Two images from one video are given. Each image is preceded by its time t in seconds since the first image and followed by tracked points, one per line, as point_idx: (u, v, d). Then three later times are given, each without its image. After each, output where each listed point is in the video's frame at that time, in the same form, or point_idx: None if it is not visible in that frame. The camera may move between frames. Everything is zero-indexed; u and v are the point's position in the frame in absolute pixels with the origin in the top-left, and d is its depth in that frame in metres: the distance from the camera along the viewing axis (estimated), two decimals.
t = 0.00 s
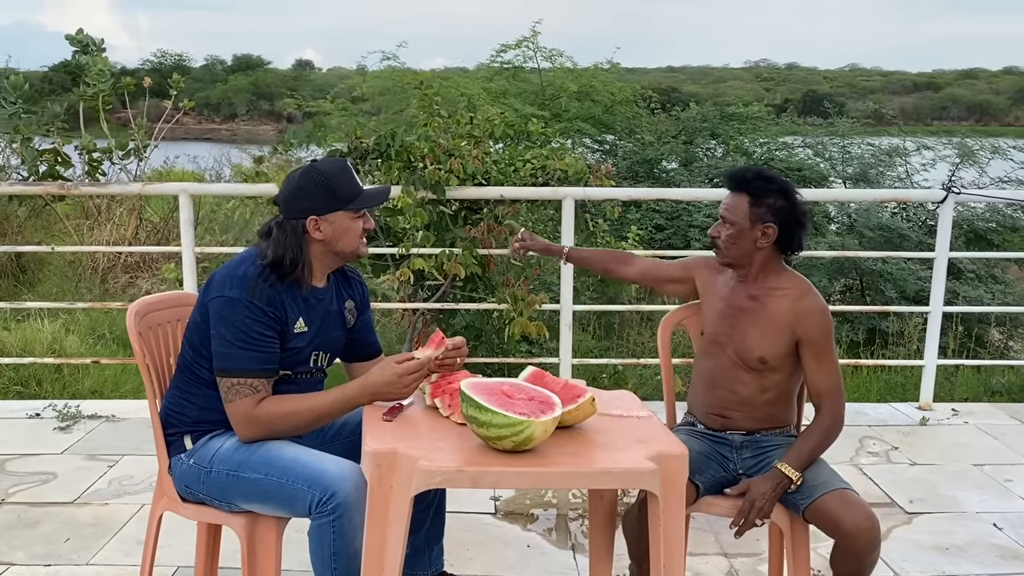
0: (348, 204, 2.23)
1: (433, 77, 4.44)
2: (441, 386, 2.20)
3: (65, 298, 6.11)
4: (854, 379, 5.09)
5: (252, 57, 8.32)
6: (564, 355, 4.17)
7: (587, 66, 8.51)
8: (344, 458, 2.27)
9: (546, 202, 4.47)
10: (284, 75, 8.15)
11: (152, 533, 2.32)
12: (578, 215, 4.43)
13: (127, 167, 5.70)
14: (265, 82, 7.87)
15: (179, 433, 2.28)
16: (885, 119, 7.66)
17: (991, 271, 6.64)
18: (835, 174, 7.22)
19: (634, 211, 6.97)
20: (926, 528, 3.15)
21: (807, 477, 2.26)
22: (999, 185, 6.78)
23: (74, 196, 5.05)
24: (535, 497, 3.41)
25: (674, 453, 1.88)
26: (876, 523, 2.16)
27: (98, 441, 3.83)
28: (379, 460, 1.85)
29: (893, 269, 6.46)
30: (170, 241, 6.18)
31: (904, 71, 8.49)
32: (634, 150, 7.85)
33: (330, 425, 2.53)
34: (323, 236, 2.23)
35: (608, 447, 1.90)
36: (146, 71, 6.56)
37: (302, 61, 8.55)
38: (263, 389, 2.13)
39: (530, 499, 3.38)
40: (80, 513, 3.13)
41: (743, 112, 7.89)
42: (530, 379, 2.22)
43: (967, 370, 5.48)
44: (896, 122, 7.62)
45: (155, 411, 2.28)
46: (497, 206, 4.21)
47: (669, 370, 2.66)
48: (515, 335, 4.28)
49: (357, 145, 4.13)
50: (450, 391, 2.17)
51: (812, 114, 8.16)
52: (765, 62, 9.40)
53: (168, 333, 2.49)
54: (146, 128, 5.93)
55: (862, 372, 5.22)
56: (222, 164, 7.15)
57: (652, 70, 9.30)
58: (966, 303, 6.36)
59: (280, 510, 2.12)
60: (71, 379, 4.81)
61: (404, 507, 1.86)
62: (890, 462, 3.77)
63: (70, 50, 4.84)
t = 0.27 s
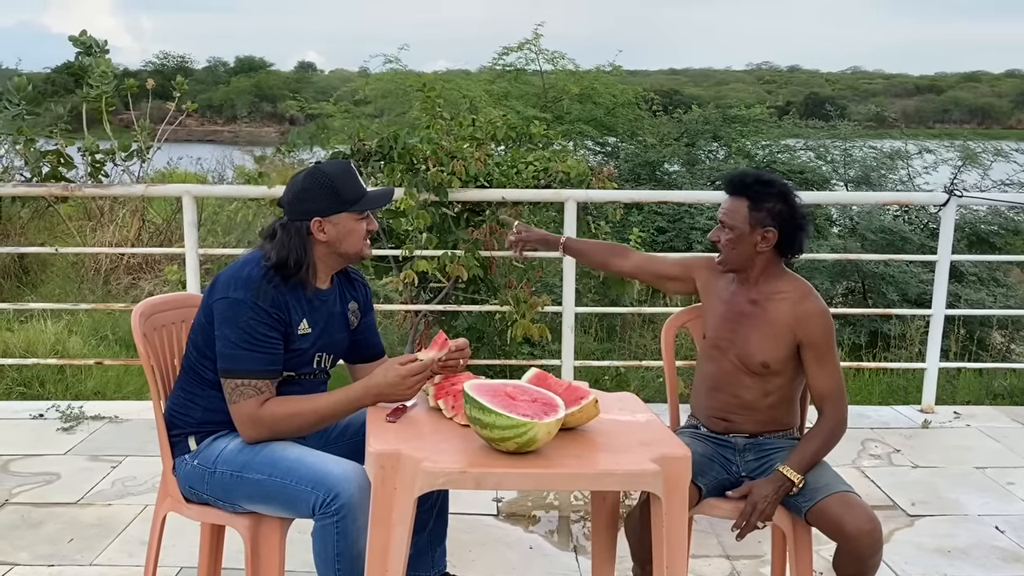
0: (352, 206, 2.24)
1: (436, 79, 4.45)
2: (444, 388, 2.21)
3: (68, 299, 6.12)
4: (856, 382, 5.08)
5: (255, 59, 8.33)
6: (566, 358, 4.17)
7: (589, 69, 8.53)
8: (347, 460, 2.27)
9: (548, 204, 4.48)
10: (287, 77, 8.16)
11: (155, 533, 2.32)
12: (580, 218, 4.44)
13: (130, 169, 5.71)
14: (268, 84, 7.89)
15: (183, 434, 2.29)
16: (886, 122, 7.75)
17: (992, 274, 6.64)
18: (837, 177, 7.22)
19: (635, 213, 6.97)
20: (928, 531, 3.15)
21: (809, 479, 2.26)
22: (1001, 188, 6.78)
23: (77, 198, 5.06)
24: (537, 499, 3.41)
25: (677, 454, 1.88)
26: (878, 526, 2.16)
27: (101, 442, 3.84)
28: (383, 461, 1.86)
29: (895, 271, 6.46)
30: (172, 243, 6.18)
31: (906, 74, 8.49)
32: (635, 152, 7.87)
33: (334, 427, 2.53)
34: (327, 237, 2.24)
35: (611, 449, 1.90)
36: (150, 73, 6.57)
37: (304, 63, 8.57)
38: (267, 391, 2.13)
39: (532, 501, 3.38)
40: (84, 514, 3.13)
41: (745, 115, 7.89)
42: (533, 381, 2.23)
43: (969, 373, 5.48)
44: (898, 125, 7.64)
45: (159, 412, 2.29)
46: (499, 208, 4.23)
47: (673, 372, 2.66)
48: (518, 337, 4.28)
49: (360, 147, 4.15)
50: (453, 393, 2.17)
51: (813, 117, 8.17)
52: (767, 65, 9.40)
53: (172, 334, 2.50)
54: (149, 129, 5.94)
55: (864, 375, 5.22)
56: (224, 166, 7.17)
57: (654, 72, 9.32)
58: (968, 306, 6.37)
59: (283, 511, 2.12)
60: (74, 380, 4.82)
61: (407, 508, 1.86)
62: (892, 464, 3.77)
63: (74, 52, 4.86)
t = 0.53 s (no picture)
0: (354, 207, 2.24)
1: (438, 79, 4.45)
2: (447, 389, 2.21)
3: (70, 300, 6.12)
4: (858, 384, 5.07)
5: (257, 60, 8.33)
6: (568, 359, 4.17)
7: (591, 71, 8.53)
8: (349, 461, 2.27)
9: (550, 206, 4.47)
10: (289, 78, 8.16)
11: (158, 534, 2.32)
12: (583, 219, 4.44)
13: (132, 170, 5.71)
14: (270, 86, 7.90)
15: (186, 434, 2.29)
16: (889, 124, 7.76)
17: (995, 277, 6.63)
18: (839, 179, 7.20)
19: (637, 215, 6.97)
20: (931, 533, 3.15)
21: (811, 482, 2.26)
22: (1003, 190, 6.77)
23: (80, 199, 5.06)
24: (539, 500, 3.41)
25: (680, 456, 1.88)
26: (880, 529, 2.16)
27: (104, 443, 3.84)
28: (386, 462, 1.86)
29: (897, 274, 6.45)
30: (174, 244, 6.18)
31: (909, 76, 8.48)
32: (638, 154, 7.87)
33: (336, 427, 2.53)
34: (330, 238, 2.24)
35: (613, 451, 1.90)
36: (152, 74, 6.57)
37: (306, 64, 8.57)
38: (269, 391, 2.13)
39: (534, 502, 3.38)
40: (86, 514, 3.14)
41: (748, 116, 7.88)
42: (536, 382, 2.22)
43: (972, 375, 5.47)
44: (900, 127, 7.64)
45: (161, 412, 2.29)
46: (501, 209, 4.23)
47: (675, 373, 2.66)
48: (519, 338, 4.28)
49: (362, 148, 4.15)
50: (456, 394, 2.17)
51: (816, 119, 8.17)
52: (769, 66, 9.39)
53: (175, 334, 2.51)
54: (151, 130, 5.94)
55: (866, 377, 5.21)
56: (227, 167, 7.18)
57: (656, 74, 9.32)
58: (970, 308, 6.37)
59: (286, 512, 2.12)
60: (76, 381, 4.81)
61: (410, 509, 1.86)
62: (895, 467, 3.76)
63: (77, 53, 4.86)
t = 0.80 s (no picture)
0: (356, 207, 2.24)
1: (439, 81, 4.45)
2: (448, 390, 2.21)
3: (72, 300, 6.12)
4: (860, 386, 5.07)
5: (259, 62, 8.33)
6: (570, 361, 4.17)
7: (593, 72, 8.54)
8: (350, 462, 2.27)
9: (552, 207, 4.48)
10: (291, 80, 8.17)
11: (159, 534, 2.32)
12: (584, 221, 4.44)
13: (134, 171, 5.71)
14: (272, 87, 7.90)
15: (187, 435, 2.29)
16: (890, 126, 7.77)
17: (997, 278, 6.62)
18: (841, 181, 7.19)
19: (639, 216, 6.97)
20: (933, 535, 3.14)
21: (814, 481, 2.25)
22: (1005, 192, 6.77)
23: (81, 199, 5.06)
24: (540, 502, 3.41)
25: (682, 458, 1.88)
26: (884, 530, 2.16)
27: (105, 444, 3.84)
28: (387, 463, 1.86)
29: (899, 275, 6.45)
30: (176, 244, 6.17)
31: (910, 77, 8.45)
32: (639, 155, 7.87)
33: (338, 428, 2.53)
34: (331, 238, 2.24)
35: (615, 452, 1.90)
36: (154, 75, 6.57)
37: (308, 65, 8.57)
38: (271, 392, 2.13)
39: (535, 504, 3.38)
40: (87, 515, 3.14)
41: (749, 118, 7.87)
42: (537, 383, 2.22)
43: (973, 377, 5.46)
44: (902, 129, 7.64)
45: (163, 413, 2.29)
46: (503, 210, 4.25)
47: (677, 375, 2.65)
48: (521, 339, 4.28)
49: (364, 149, 4.15)
50: (458, 395, 2.17)
51: (817, 121, 8.17)
52: (771, 68, 9.38)
53: (177, 335, 2.51)
54: (152, 131, 5.94)
55: (868, 379, 5.21)
56: (228, 168, 7.19)
57: (658, 76, 9.32)
58: (972, 310, 6.37)
59: (287, 513, 2.12)
60: (77, 382, 4.81)
61: (411, 510, 1.86)
62: (896, 468, 3.76)
63: (78, 54, 4.87)
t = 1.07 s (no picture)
0: (358, 208, 2.24)
1: (441, 82, 4.46)
2: (450, 391, 2.21)
3: (73, 301, 6.12)
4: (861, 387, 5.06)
5: (260, 63, 8.32)
6: (571, 362, 4.17)
7: (594, 74, 8.54)
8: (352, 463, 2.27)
9: (553, 208, 4.48)
10: (292, 81, 8.18)
11: (160, 535, 2.32)
12: (585, 222, 4.44)
13: (135, 172, 5.72)
14: (273, 88, 7.90)
15: (189, 436, 2.29)
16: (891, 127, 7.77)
17: (998, 280, 6.62)
18: (842, 182, 7.19)
19: (640, 218, 6.97)
20: (934, 537, 3.14)
21: (815, 484, 2.26)
22: (1006, 193, 6.77)
23: (83, 200, 5.06)
24: (541, 503, 3.40)
25: (683, 460, 1.88)
26: (884, 533, 2.16)
27: (106, 445, 3.84)
28: (389, 465, 1.86)
29: (901, 277, 6.45)
30: (177, 245, 6.17)
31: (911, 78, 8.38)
32: (640, 157, 7.88)
33: (339, 430, 2.53)
34: (333, 239, 2.23)
35: (617, 454, 1.90)
36: (156, 76, 6.58)
37: (309, 67, 8.57)
38: (272, 393, 2.13)
39: (537, 506, 3.37)
40: (89, 516, 3.13)
41: (751, 120, 7.86)
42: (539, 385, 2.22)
43: (975, 378, 5.46)
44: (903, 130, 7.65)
45: (165, 414, 2.29)
46: (504, 212, 4.25)
47: (679, 377, 2.65)
48: (522, 340, 4.28)
49: (365, 150, 4.15)
50: (459, 396, 2.17)
51: (818, 123, 8.17)
52: (772, 69, 9.38)
53: (179, 336, 2.51)
54: (154, 132, 5.94)
55: (869, 381, 5.20)
56: (230, 169, 7.20)
57: (659, 77, 9.32)
58: (973, 312, 6.37)
59: (289, 514, 2.12)
60: (78, 383, 4.81)
61: (413, 511, 1.86)
62: (898, 470, 3.76)
63: (80, 55, 4.87)
